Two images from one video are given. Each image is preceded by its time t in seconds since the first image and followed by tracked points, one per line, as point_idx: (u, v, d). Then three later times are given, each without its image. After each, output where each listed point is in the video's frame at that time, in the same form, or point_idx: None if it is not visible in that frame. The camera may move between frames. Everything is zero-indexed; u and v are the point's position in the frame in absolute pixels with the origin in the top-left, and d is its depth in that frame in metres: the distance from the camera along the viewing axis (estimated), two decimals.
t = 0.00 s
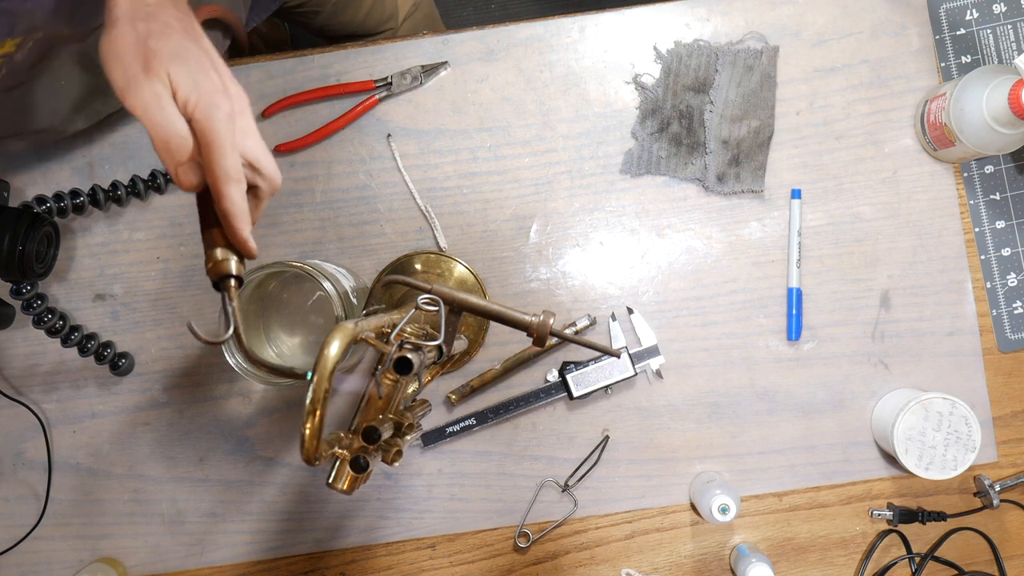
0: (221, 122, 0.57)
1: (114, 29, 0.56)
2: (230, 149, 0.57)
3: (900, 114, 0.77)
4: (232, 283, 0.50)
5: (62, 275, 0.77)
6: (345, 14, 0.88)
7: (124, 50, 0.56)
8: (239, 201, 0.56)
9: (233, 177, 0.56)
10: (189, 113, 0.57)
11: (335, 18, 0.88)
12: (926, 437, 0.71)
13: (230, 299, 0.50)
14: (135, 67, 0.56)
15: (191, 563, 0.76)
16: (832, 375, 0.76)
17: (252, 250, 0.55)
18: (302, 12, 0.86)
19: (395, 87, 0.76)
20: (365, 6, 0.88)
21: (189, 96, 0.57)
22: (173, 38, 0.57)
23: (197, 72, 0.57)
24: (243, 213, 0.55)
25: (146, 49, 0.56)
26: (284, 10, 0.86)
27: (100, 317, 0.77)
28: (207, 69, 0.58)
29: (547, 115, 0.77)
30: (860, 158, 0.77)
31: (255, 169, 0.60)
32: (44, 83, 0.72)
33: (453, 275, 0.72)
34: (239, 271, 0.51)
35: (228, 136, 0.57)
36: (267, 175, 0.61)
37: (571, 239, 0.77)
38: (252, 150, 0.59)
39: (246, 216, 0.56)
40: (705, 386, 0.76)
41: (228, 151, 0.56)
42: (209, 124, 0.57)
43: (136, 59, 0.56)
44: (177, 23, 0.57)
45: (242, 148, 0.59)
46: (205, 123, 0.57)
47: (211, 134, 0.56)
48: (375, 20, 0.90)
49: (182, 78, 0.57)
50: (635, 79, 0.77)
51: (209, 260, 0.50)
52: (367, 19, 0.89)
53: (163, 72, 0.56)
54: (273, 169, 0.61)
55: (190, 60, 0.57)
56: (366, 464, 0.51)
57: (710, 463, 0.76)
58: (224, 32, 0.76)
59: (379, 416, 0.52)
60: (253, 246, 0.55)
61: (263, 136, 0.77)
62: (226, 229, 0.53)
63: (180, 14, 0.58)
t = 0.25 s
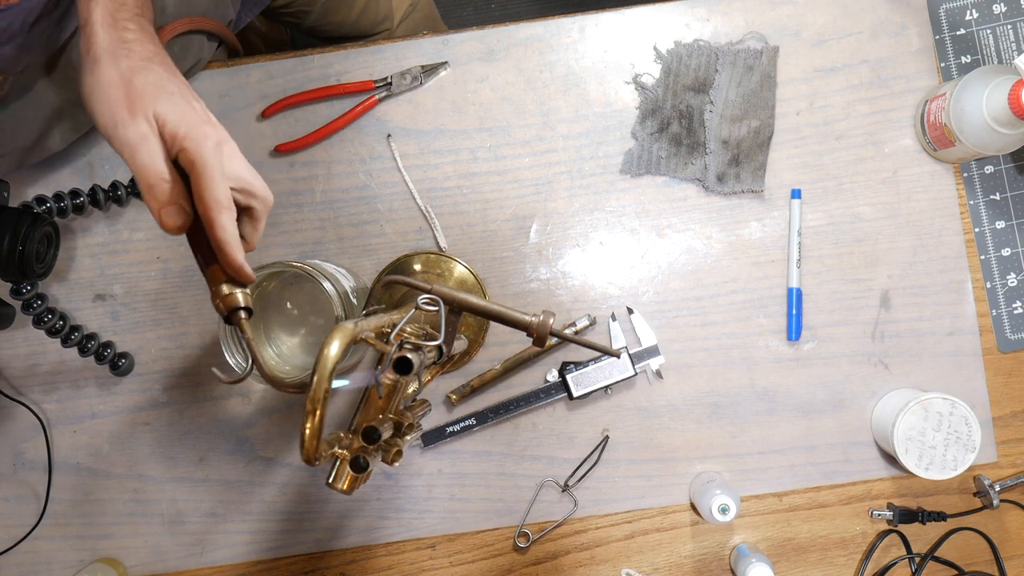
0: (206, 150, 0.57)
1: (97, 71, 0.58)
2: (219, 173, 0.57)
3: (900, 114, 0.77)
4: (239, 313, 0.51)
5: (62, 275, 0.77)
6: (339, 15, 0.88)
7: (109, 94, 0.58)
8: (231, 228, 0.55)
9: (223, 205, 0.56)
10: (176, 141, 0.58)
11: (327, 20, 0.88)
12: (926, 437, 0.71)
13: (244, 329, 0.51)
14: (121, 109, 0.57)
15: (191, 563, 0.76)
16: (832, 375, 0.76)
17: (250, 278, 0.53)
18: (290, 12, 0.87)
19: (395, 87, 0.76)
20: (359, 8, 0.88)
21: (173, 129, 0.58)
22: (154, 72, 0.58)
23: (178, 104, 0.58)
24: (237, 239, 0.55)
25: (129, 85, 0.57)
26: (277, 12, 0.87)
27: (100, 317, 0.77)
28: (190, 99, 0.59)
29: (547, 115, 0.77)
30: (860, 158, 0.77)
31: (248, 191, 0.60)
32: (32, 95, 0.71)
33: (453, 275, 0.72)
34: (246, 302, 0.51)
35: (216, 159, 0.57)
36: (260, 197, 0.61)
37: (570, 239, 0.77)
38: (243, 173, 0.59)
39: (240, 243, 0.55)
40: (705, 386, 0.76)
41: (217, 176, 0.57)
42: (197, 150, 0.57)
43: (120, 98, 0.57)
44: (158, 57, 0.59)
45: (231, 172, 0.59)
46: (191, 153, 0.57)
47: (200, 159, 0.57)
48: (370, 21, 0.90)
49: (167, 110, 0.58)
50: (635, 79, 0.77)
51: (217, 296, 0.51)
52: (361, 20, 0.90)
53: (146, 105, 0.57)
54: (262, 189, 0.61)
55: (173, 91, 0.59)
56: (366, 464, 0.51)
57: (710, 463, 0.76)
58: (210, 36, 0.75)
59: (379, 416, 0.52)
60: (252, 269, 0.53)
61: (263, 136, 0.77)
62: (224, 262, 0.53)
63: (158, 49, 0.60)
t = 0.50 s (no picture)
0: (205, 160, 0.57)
1: (91, 89, 0.57)
2: (219, 183, 0.56)
3: (899, 114, 0.77)
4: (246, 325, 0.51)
5: (62, 275, 0.77)
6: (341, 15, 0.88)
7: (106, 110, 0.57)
8: (233, 238, 0.55)
9: (224, 215, 0.56)
10: (174, 153, 0.57)
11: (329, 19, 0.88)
12: (926, 437, 0.71)
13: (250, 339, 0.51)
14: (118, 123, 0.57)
15: (191, 563, 0.76)
16: (832, 375, 0.76)
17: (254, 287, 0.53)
18: (291, 12, 0.87)
19: (395, 87, 0.76)
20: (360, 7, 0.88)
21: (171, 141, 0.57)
22: (149, 87, 0.58)
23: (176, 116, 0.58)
24: (239, 249, 0.55)
25: (123, 101, 0.57)
26: (277, 12, 0.87)
27: (100, 317, 0.77)
28: (187, 111, 0.59)
29: (547, 115, 0.77)
30: (860, 158, 0.77)
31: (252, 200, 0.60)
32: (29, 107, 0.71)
33: (453, 275, 0.72)
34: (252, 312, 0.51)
35: (215, 169, 0.57)
36: (265, 204, 0.61)
37: (571, 239, 0.77)
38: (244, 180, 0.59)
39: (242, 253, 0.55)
40: (705, 386, 0.76)
41: (217, 185, 0.56)
42: (195, 161, 0.57)
43: (116, 114, 0.57)
44: (151, 71, 0.59)
45: (233, 180, 0.58)
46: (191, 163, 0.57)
47: (199, 169, 0.56)
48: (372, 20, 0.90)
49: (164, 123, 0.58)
50: (635, 79, 0.77)
51: (223, 307, 0.51)
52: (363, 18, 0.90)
53: (142, 120, 0.57)
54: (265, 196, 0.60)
55: (169, 103, 0.58)
56: (366, 464, 0.51)
57: (710, 463, 0.76)
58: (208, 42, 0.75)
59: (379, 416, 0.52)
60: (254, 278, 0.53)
61: (263, 136, 0.77)
62: (228, 273, 0.53)
63: (153, 64, 0.59)
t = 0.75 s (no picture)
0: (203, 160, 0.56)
1: (92, 92, 0.57)
2: (219, 182, 0.56)
3: (899, 114, 0.77)
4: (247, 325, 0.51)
5: (62, 275, 0.77)
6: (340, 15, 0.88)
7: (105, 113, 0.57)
8: (234, 238, 0.55)
9: (223, 215, 0.55)
10: (174, 154, 0.57)
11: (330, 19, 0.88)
12: (926, 437, 0.71)
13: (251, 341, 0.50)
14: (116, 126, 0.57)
15: (191, 563, 0.76)
16: (832, 375, 0.76)
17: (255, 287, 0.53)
18: (293, 12, 0.86)
19: (395, 87, 0.76)
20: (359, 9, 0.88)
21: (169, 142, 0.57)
22: (148, 89, 0.58)
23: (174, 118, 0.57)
24: (240, 249, 0.54)
25: (123, 103, 0.57)
26: (278, 12, 0.87)
27: (100, 317, 0.77)
28: (186, 112, 0.58)
29: (547, 115, 0.77)
30: (860, 158, 0.77)
31: (254, 200, 0.60)
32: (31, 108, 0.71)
33: (453, 275, 0.72)
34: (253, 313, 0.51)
35: (215, 169, 0.56)
36: (266, 205, 0.60)
37: (571, 239, 0.77)
38: (244, 180, 0.58)
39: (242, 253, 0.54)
40: (705, 386, 0.76)
41: (217, 185, 0.56)
42: (195, 162, 0.56)
43: (115, 116, 0.57)
44: (151, 73, 0.59)
45: (235, 180, 0.58)
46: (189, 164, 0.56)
47: (199, 170, 0.56)
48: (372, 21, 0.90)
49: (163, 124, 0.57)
50: (635, 79, 0.77)
51: (224, 307, 0.51)
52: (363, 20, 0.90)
53: (141, 122, 0.57)
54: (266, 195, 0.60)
55: (169, 105, 0.58)
56: (366, 464, 0.51)
57: (710, 463, 0.76)
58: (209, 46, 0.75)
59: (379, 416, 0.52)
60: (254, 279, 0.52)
61: (263, 136, 0.77)
62: (228, 274, 0.52)
63: (152, 66, 0.59)
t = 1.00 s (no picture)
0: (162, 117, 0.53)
1: (68, 43, 0.57)
2: (173, 144, 0.52)
3: (899, 114, 0.77)
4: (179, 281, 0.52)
5: (62, 275, 0.77)
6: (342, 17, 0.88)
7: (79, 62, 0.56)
8: (179, 202, 0.51)
9: (170, 174, 0.51)
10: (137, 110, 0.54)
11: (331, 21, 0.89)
12: (926, 437, 0.71)
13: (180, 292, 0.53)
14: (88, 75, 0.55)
15: (191, 563, 0.76)
16: (832, 375, 0.76)
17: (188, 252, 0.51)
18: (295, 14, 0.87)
19: (395, 87, 0.76)
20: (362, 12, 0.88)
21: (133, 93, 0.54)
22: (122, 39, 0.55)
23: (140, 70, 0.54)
24: (184, 215, 0.51)
25: (96, 54, 0.56)
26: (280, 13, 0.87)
27: (100, 317, 0.77)
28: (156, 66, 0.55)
29: (547, 115, 0.77)
30: (860, 158, 0.77)
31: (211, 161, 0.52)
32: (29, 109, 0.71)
33: (453, 275, 0.72)
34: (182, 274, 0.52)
35: (170, 128, 0.52)
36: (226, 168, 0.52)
37: (570, 239, 0.77)
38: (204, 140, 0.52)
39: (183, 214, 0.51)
40: (705, 386, 0.76)
41: (171, 146, 0.52)
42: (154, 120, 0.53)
43: (87, 68, 0.56)
44: (125, 24, 0.56)
45: (193, 138, 0.53)
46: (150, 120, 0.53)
47: (154, 128, 0.53)
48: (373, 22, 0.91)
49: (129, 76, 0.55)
50: (635, 79, 0.77)
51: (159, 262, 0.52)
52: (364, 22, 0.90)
53: (108, 72, 0.55)
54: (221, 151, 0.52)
55: (136, 59, 0.55)
56: (366, 464, 0.51)
57: (710, 463, 0.76)
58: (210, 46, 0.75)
59: (379, 416, 0.52)
60: (189, 244, 0.50)
61: (263, 136, 0.77)
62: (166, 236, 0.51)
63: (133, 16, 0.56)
